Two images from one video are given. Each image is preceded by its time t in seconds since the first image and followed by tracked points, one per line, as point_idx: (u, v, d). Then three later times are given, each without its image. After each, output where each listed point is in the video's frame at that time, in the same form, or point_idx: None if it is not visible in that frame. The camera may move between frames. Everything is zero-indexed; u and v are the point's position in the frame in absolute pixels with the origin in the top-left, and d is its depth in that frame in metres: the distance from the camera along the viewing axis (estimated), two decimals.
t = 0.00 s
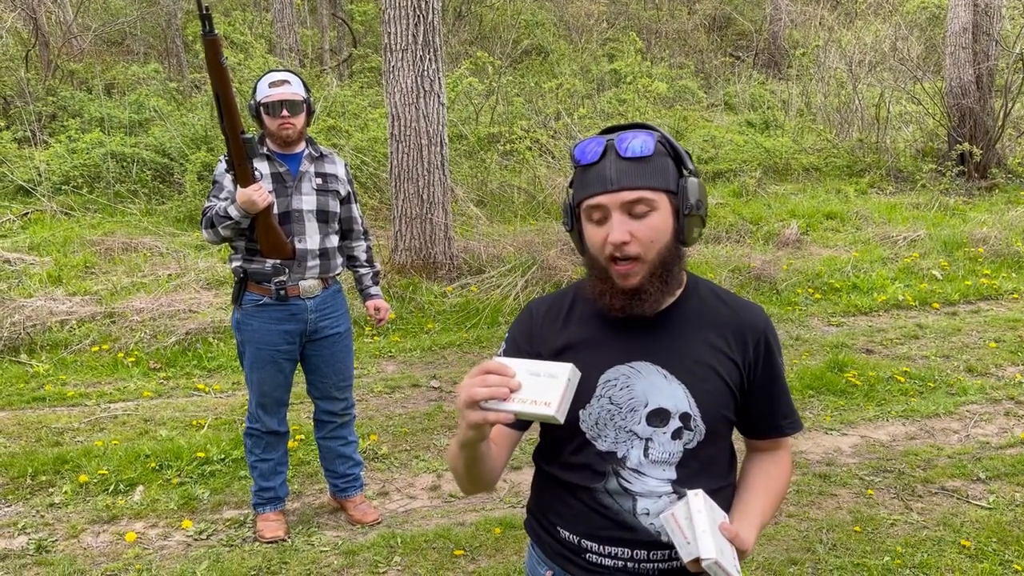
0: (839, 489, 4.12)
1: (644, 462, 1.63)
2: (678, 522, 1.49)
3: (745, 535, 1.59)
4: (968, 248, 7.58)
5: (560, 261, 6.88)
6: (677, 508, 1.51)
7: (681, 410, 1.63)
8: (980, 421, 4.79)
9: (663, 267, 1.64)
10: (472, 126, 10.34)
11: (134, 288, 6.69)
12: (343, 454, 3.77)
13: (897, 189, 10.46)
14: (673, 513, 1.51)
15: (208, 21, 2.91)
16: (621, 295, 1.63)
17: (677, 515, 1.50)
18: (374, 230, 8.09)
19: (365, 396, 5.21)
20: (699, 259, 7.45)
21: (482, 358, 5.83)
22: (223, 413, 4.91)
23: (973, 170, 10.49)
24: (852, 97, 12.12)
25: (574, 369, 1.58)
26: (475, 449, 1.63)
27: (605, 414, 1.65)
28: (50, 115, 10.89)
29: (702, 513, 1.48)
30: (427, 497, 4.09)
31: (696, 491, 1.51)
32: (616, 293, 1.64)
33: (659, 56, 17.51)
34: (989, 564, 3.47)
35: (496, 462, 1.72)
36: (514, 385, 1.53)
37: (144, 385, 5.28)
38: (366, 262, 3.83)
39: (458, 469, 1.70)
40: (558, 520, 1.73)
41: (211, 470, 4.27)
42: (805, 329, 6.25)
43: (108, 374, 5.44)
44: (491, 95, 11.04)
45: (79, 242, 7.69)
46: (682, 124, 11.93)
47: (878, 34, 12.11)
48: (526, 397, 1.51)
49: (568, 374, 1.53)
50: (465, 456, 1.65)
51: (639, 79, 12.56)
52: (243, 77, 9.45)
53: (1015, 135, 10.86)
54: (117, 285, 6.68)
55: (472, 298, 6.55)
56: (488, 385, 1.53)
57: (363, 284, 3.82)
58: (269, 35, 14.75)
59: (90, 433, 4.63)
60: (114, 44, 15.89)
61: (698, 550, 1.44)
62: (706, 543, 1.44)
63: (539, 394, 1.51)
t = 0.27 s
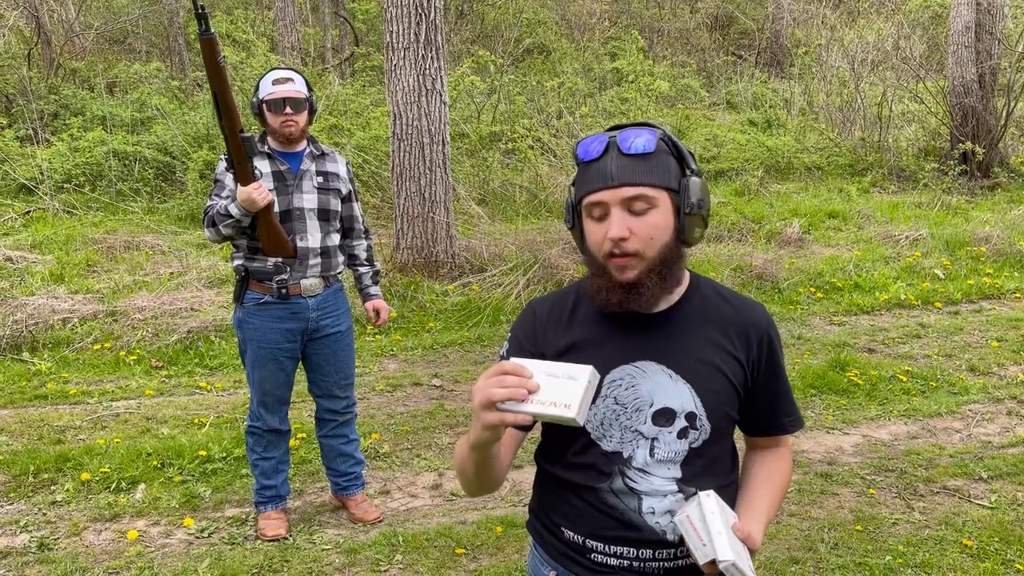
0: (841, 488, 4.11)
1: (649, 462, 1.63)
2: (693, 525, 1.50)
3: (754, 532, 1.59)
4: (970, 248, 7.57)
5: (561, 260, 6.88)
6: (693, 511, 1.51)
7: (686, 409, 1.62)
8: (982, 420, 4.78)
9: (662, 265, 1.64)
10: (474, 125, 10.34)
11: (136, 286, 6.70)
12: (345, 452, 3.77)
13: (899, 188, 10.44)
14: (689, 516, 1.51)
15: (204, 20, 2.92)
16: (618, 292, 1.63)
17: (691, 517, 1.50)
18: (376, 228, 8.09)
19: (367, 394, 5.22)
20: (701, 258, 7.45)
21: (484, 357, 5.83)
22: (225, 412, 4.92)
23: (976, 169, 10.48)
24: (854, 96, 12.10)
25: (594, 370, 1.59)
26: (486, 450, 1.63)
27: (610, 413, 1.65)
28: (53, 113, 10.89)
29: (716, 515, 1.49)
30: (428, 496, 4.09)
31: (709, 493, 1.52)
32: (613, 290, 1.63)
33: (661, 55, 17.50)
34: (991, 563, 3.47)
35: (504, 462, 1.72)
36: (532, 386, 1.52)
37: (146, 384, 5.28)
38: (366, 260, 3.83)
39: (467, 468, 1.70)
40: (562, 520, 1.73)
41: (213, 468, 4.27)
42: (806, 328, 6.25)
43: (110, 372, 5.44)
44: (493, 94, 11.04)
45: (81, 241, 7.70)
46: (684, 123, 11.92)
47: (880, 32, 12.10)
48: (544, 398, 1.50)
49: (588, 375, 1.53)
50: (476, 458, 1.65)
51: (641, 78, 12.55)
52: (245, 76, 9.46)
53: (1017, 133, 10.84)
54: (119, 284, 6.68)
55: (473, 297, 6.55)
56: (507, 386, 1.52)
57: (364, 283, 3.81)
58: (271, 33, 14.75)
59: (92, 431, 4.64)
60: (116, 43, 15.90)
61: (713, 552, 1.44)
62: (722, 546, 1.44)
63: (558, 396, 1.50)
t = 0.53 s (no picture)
0: (842, 487, 4.11)
1: (649, 459, 1.63)
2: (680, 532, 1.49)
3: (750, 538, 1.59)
4: (972, 247, 7.56)
5: (563, 259, 6.87)
6: (681, 517, 1.50)
7: (687, 406, 1.62)
8: (984, 420, 4.78)
9: (650, 266, 1.62)
10: (475, 124, 10.33)
11: (138, 285, 6.70)
12: (346, 451, 3.77)
13: (901, 187, 10.43)
14: (677, 523, 1.50)
15: (206, 19, 2.91)
16: (610, 293, 1.64)
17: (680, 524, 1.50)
18: (377, 227, 8.09)
19: (368, 393, 5.22)
20: (702, 258, 7.44)
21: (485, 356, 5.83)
22: (227, 410, 4.92)
23: (978, 169, 10.47)
24: (856, 95, 12.08)
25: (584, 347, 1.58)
26: (482, 432, 1.62)
27: (610, 409, 1.65)
28: (54, 112, 10.89)
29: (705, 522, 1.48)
30: (429, 495, 4.09)
31: (699, 498, 1.51)
32: (605, 291, 1.65)
33: (662, 54, 17.48)
34: (992, 563, 3.47)
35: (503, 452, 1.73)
36: (524, 363, 1.51)
37: (148, 382, 5.28)
38: (368, 259, 3.82)
39: (465, 454, 1.69)
40: (562, 517, 1.73)
41: (214, 466, 4.28)
42: (808, 327, 6.24)
43: (111, 371, 5.45)
44: (494, 93, 11.04)
45: (83, 239, 7.70)
46: (685, 122, 11.91)
47: (882, 31, 12.08)
48: (535, 373, 1.50)
49: (578, 352, 1.52)
50: (472, 442, 1.65)
51: (643, 77, 12.54)
52: (246, 75, 9.45)
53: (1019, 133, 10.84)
54: (121, 282, 6.68)
55: (475, 296, 6.55)
56: (498, 362, 1.51)
57: (366, 281, 3.81)
58: (273, 32, 14.75)
59: (93, 430, 4.64)
60: (118, 41, 15.91)
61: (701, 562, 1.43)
62: (709, 554, 1.44)
63: (548, 371, 1.50)
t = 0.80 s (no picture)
0: (843, 487, 4.11)
1: (647, 458, 1.63)
2: (665, 531, 1.49)
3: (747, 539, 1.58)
4: (973, 246, 7.55)
5: (563, 258, 6.86)
6: (666, 516, 1.50)
7: (685, 405, 1.61)
8: (985, 419, 4.77)
9: (651, 262, 1.62)
10: (476, 122, 10.33)
11: (139, 283, 6.70)
12: (347, 450, 3.76)
13: (902, 186, 10.42)
14: (661, 521, 1.50)
15: (206, 17, 2.91)
16: (610, 290, 1.64)
17: (664, 522, 1.50)
18: (378, 226, 8.08)
19: (369, 392, 5.21)
20: (703, 257, 7.44)
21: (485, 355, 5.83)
22: (227, 409, 4.92)
23: (979, 168, 10.45)
24: (857, 94, 12.07)
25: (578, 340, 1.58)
26: (478, 424, 1.61)
27: (608, 406, 1.65)
28: (55, 110, 10.90)
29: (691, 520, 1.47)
30: (430, 494, 4.09)
31: (687, 497, 1.51)
32: (606, 288, 1.65)
33: (663, 53, 17.48)
34: (993, 562, 3.46)
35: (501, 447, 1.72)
36: (517, 353, 1.51)
37: (149, 381, 5.29)
38: (369, 257, 3.82)
39: (462, 448, 1.68)
40: (562, 516, 1.73)
41: (215, 465, 4.28)
42: (809, 327, 6.24)
43: (112, 369, 5.45)
44: (495, 92, 11.03)
45: (84, 238, 7.70)
46: (686, 120, 11.90)
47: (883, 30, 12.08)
48: (527, 364, 1.49)
49: (571, 343, 1.52)
50: (469, 436, 1.64)
51: (644, 76, 12.53)
52: (247, 74, 9.45)
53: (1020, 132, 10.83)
54: (121, 281, 6.68)
55: (475, 295, 6.55)
56: (492, 353, 1.51)
57: (366, 281, 3.80)
58: (274, 30, 14.73)
59: (94, 428, 4.64)
60: (119, 40, 15.91)
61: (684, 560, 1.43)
62: (692, 551, 1.43)
63: (541, 362, 1.49)
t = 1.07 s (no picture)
0: (843, 486, 4.10)
1: (646, 455, 1.62)
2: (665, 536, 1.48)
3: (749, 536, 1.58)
4: (974, 245, 7.54)
5: (564, 257, 6.86)
6: (664, 522, 1.50)
7: (685, 402, 1.61)
8: (986, 418, 4.77)
9: (651, 258, 1.61)
10: (476, 120, 10.32)
11: (139, 281, 6.69)
12: (347, 448, 3.76)
13: (903, 185, 10.41)
14: (660, 529, 1.50)
15: (206, 15, 2.90)
16: (611, 285, 1.64)
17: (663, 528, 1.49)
18: (378, 224, 8.07)
19: (369, 390, 5.21)
20: (704, 255, 7.43)
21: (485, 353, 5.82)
22: (228, 407, 4.92)
23: (979, 167, 10.44)
24: (858, 92, 12.04)
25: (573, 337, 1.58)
26: (476, 420, 1.61)
27: (607, 403, 1.64)
28: (55, 108, 10.89)
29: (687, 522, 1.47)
30: (430, 492, 4.09)
31: (680, 499, 1.50)
32: (607, 283, 1.64)
33: (664, 51, 17.46)
34: (993, 561, 3.46)
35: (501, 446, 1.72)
36: (512, 350, 1.51)
37: (149, 379, 5.28)
38: (369, 256, 3.81)
39: (461, 444, 1.67)
40: (562, 513, 1.73)
41: (215, 463, 4.28)
42: (809, 325, 6.23)
43: (112, 367, 5.45)
44: (496, 90, 11.02)
45: (84, 236, 7.70)
46: (687, 119, 11.89)
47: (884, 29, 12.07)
48: (523, 360, 1.49)
49: (566, 340, 1.52)
50: (467, 433, 1.64)
51: (644, 74, 12.51)
52: (247, 72, 9.45)
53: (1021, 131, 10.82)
54: (122, 279, 6.68)
55: (476, 293, 6.54)
56: (487, 350, 1.51)
57: (366, 279, 3.80)
58: (274, 28, 14.71)
59: (94, 426, 4.64)
60: (119, 37, 15.90)
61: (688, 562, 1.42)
62: (694, 551, 1.43)
63: (535, 358, 1.49)
